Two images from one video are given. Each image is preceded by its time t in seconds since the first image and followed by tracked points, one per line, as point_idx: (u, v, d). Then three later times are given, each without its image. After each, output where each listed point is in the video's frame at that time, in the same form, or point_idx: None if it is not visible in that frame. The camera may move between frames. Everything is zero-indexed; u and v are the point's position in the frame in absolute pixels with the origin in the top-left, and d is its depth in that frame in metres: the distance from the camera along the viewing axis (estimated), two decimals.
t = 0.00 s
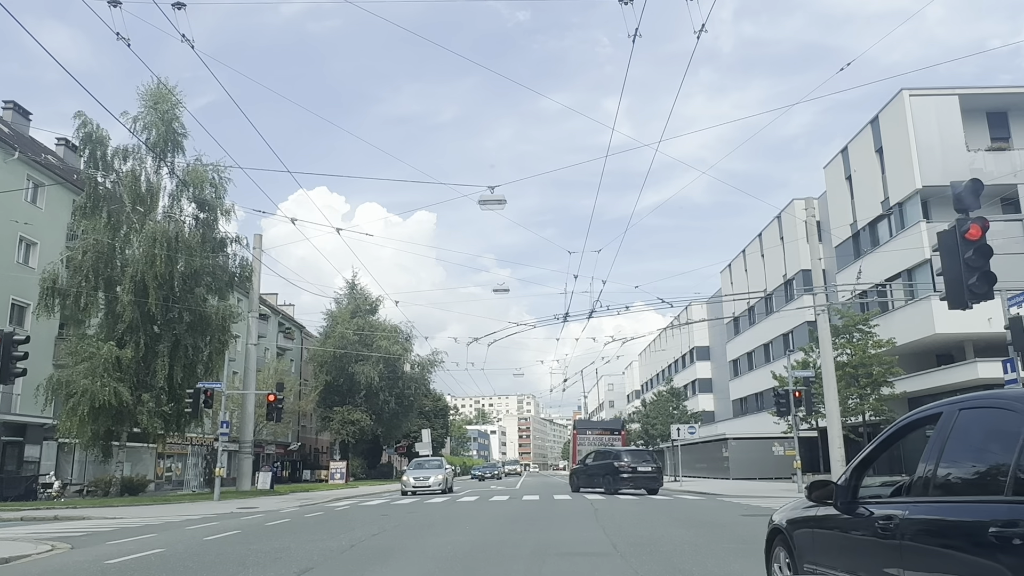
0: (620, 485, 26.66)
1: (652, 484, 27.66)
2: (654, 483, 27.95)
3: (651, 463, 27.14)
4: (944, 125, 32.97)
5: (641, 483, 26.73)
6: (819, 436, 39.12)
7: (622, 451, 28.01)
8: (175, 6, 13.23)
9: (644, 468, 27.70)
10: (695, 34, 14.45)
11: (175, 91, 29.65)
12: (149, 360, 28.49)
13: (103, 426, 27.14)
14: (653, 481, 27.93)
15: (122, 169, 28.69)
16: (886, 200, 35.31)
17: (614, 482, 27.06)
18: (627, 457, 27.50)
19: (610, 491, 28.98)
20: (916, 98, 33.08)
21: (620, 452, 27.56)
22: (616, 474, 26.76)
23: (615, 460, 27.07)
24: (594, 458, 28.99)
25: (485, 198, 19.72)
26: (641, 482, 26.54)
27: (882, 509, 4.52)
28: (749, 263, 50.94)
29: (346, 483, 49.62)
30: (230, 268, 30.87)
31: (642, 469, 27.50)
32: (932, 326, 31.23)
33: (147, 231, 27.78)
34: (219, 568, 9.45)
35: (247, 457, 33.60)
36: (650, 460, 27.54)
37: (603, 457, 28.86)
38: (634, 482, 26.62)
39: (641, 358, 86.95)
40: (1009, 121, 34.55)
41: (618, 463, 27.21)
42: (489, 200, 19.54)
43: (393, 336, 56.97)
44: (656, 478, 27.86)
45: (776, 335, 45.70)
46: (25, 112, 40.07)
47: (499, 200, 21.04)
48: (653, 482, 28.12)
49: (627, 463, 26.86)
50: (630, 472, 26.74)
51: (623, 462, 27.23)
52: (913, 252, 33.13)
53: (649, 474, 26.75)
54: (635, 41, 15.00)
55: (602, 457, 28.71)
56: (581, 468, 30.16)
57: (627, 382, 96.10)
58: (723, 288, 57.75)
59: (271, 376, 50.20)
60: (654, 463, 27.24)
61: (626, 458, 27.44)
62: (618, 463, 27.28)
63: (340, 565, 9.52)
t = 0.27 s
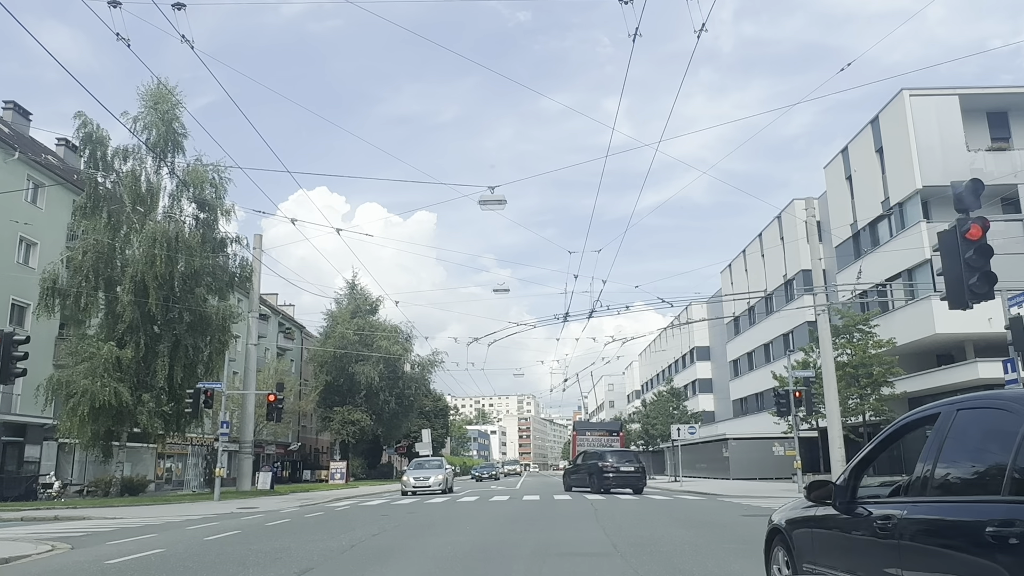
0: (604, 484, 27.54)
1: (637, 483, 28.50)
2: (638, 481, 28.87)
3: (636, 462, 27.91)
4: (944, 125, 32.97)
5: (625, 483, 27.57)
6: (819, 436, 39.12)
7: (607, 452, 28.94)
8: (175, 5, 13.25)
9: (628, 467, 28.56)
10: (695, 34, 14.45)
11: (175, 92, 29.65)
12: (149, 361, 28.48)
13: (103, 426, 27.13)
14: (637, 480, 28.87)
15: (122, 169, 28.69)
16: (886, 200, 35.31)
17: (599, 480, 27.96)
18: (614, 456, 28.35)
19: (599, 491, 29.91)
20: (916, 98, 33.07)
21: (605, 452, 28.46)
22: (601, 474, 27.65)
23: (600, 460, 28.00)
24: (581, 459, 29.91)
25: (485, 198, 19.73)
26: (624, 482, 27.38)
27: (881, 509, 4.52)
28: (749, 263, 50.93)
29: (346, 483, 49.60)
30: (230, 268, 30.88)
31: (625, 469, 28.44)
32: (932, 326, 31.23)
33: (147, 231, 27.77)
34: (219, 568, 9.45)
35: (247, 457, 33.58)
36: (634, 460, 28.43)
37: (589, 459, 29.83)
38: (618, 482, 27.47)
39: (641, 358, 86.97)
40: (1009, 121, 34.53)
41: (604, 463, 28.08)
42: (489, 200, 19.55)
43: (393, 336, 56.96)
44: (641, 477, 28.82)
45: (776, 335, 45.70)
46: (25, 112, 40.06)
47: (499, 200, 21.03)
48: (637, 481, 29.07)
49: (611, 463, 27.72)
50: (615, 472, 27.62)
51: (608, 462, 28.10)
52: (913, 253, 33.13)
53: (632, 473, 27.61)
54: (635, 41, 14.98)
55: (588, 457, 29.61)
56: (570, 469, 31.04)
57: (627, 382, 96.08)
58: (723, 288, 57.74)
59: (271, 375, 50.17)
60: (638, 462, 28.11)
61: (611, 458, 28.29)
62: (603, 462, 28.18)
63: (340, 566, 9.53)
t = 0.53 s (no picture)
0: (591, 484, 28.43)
1: (625, 482, 29.21)
2: (626, 481, 29.73)
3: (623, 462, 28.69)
4: (944, 125, 32.96)
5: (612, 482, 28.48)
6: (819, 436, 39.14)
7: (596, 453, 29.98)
8: (175, 6, 13.27)
9: (616, 467, 29.33)
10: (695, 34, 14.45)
11: (175, 92, 29.64)
12: (149, 361, 28.48)
13: (103, 426, 27.13)
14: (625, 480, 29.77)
15: (122, 169, 28.69)
16: (886, 200, 35.31)
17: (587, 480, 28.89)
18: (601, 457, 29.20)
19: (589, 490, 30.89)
20: (916, 98, 33.07)
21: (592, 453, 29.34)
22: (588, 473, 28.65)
23: (587, 460, 29.05)
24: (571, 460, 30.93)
25: (486, 198, 19.73)
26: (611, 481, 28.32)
27: (881, 509, 4.53)
28: (749, 263, 50.94)
29: (346, 482, 49.56)
30: (230, 268, 30.88)
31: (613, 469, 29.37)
32: (932, 326, 31.22)
33: (147, 232, 27.77)
34: (219, 569, 9.45)
35: (247, 457, 33.58)
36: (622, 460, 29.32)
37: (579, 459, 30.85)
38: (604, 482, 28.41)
39: (641, 358, 86.97)
40: (1009, 121, 34.52)
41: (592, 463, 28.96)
42: (489, 200, 19.56)
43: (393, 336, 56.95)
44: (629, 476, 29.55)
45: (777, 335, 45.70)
46: (25, 112, 40.05)
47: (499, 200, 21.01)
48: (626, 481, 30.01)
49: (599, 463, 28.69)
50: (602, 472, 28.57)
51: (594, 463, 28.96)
52: (913, 253, 33.13)
53: (619, 473, 28.56)
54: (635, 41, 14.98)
55: (578, 458, 30.59)
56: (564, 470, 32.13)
57: (627, 382, 96.03)
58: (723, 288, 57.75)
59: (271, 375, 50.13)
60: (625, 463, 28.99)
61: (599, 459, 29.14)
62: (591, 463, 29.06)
63: (340, 566, 9.54)
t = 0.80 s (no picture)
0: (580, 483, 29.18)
1: (614, 482, 29.75)
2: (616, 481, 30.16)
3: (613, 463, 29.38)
4: (945, 126, 32.94)
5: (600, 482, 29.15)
6: (819, 436, 39.18)
7: (587, 453, 30.73)
8: (175, 6, 13.27)
9: (605, 468, 29.95)
10: (695, 34, 14.44)
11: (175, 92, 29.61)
12: (149, 361, 28.50)
13: (104, 426, 27.13)
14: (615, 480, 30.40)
15: (122, 169, 28.69)
16: (886, 200, 35.31)
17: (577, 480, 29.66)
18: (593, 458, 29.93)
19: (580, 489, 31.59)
20: (917, 98, 33.05)
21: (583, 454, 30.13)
22: (578, 473, 29.38)
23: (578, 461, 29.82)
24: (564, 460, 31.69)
25: (485, 198, 19.74)
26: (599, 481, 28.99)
27: (881, 509, 4.52)
28: (750, 263, 50.93)
29: (346, 482, 49.53)
30: (230, 268, 30.88)
31: (602, 469, 30.04)
32: (932, 326, 31.23)
33: (147, 232, 27.76)
34: (219, 568, 9.47)
35: (247, 457, 33.59)
36: (611, 460, 29.94)
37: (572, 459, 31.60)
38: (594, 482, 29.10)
39: (641, 358, 87.01)
40: (1009, 121, 34.51)
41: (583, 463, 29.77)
42: (489, 200, 19.57)
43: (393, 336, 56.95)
44: (619, 476, 30.04)
45: (777, 336, 45.72)
46: (25, 112, 40.02)
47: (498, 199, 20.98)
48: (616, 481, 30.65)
49: (588, 463, 29.39)
50: (591, 472, 29.28)
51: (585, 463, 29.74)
52: (913, 253, 33.13)
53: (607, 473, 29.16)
54: (635, 41, 14.97)
55: (571, 458, 31.35)
56: (557, 468, 32.90)
57: (627, 382, 95.97)
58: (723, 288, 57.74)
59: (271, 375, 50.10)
60: (614, 463, 29.57)
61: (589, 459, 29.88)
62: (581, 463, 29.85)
63: (340, 566, 9.54)
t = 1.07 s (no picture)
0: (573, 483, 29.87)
1: (606, 482, 30.08)
2: (608, 481, 30.45)
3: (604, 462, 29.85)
4: (945, 126, 32.93)
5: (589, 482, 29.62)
6: (819, 437, 39.20)
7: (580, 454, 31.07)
8: (174, 6, 13.28)
9: (597, 467, 30.33)
10: (695, 34, 14.44)
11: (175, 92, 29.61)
12: (149, 361, 28.50)
13: (103, 426, 27.13)
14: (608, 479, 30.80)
15: (122, 169, 28.70)
16: (886, 200, 35.31)
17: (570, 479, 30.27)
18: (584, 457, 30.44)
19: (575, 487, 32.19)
20: (916, 98, 33.05)
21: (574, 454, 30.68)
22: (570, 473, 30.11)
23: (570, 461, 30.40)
24: (560, 458, 32.33)
25: (486, 198, 19.76)
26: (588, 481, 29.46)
27: (881, 509, 4.52)
28: (750, 263, 50.94)
29: (345, 482, 49.54)
30: (230, 268, 30.89)
31: (594, 468, 30.29)
32: (932, 326, 31.24)
33: (147, 232, 27.77)
34: (219, 569, 9.47)
35: (248, 457, 33.57)
36: (603, 461, 30.31)
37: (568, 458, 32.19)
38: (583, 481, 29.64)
39: (642, 358, 87.04)
40: (1009, 121, 34.50)
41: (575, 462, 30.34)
42: (489, 200, 19.58)
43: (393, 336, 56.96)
44: (610, 477, 30.34)
45: (777, 336, 45.73)
46: (25, 112, 40.02)
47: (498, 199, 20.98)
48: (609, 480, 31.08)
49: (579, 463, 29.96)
50: (582, 472, 29.88)
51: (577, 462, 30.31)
52: (914, 253, 33.13)
53: (597, 473, 29.66)
54: (635, 41, 14.97)
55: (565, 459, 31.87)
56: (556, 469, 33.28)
57: (627, 382, 95.99)
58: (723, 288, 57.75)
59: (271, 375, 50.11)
60: (604, 463, 29.87)
61: (581, 459, 30.41)
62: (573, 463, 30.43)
63: (341, 566, 9.56)
